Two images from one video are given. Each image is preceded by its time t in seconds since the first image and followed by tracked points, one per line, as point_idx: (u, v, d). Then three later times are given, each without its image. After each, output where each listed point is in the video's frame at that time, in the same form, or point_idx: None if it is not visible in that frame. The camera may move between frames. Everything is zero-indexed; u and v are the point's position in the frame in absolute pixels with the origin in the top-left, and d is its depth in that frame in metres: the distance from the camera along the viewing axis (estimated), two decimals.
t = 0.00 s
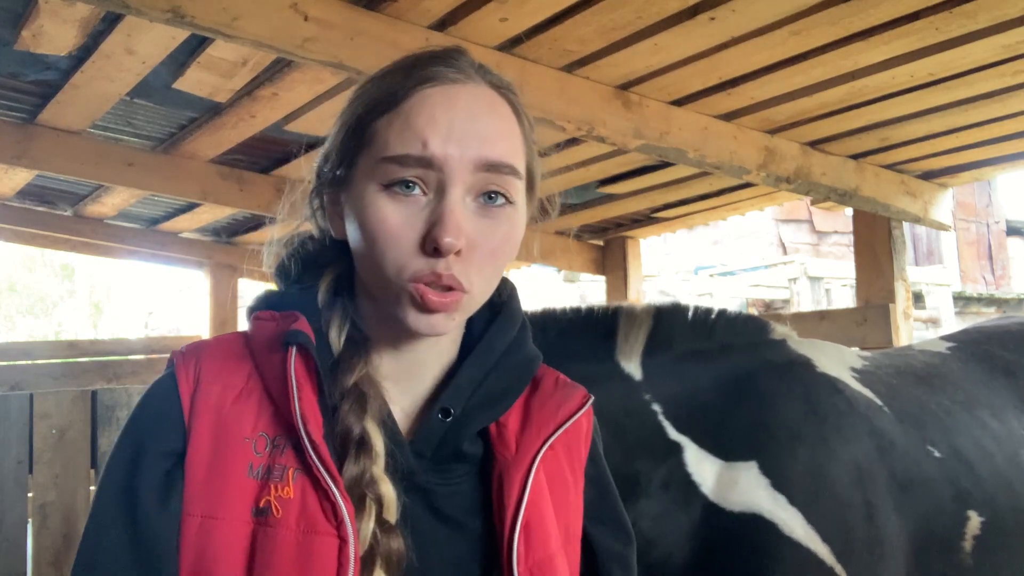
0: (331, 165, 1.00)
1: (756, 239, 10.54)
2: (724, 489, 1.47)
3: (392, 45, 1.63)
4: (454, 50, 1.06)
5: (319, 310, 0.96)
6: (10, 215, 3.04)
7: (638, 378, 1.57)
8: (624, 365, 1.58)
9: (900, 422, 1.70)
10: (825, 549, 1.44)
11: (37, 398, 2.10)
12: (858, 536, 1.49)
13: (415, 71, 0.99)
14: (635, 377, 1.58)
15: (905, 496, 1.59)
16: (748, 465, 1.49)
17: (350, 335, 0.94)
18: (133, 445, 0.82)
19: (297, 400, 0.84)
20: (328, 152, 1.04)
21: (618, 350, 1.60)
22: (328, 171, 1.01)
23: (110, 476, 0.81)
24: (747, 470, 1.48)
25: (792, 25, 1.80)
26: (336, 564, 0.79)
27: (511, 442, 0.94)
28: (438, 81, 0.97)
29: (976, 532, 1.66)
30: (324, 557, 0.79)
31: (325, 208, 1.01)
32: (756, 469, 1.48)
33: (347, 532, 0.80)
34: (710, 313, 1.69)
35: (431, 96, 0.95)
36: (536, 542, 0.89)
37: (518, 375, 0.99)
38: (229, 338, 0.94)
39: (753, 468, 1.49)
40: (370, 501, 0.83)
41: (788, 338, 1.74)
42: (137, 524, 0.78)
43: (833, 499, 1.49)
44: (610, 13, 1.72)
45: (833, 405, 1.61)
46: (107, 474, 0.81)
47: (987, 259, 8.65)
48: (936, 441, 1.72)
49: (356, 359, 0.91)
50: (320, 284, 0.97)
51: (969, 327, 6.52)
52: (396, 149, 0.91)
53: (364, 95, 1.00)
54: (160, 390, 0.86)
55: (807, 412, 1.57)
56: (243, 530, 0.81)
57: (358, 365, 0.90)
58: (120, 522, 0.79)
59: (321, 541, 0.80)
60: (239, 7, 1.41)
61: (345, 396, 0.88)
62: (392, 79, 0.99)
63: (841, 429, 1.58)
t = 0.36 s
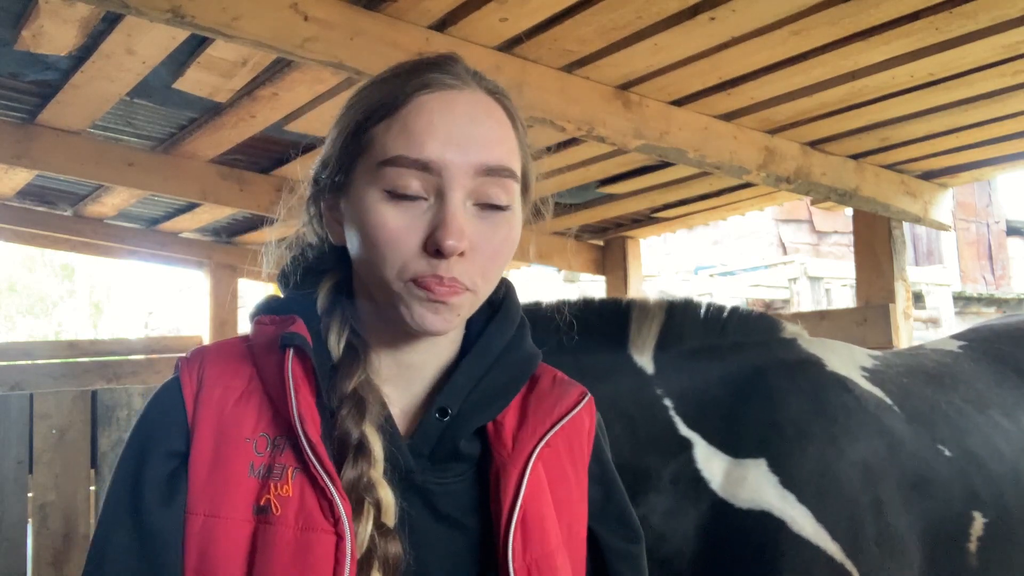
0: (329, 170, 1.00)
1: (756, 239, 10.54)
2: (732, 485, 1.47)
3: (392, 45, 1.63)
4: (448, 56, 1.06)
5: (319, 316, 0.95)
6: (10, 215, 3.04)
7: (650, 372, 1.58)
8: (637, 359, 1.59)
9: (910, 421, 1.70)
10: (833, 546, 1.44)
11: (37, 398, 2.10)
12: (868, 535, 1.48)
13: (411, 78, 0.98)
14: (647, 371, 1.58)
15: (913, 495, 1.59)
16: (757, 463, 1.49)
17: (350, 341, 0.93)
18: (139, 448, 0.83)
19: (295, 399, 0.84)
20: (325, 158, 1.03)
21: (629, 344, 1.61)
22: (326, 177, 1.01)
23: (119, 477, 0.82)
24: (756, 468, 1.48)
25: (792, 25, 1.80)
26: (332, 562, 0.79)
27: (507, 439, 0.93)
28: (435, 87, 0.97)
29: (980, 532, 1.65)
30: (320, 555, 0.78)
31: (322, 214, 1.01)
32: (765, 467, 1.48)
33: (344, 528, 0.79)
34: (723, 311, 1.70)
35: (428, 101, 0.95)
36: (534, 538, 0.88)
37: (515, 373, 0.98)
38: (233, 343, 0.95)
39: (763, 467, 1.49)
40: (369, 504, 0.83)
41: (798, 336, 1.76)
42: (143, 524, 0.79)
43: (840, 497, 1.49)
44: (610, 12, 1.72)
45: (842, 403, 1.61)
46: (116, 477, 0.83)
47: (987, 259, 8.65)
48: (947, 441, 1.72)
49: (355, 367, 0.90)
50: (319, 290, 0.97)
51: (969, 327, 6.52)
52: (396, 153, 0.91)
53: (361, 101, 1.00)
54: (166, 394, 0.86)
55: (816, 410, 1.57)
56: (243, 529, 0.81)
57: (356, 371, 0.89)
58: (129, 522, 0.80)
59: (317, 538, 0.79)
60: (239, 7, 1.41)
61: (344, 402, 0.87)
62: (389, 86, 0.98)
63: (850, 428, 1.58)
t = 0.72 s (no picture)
0: (326, 178, 1.00)
1: (756, 239, 10.55)
2: (733, 481, 1.47)
3: (392, 45, 1.64)
4: (435, 64, 1.07)
5: (320, 323, 0.94)
6: (10, 215, 3.04)
7: (663, 364, 1.58)
8: (650, 350, 1.59)
9: (911, 424, 1.70)
10: (832, 545, 1.44)
11: (37, 399, 2.10)
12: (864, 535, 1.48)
13: (405, 84, 0.99)
14: (660, 362, 1.58)
15: (913, 497, 1.59)
16: (759, 460, 1.49)
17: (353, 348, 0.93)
18: (146, 454, 0.82)
19: (302, 397, 0.84)
20: (319, 167, 1.03)
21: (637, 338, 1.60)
22: (323, 186, 1.00)
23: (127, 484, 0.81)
24: (758, 464, 1.49)
25: (792, 25, 1.80)
26: (348, 553, 0.79)
27: (508, 430, 0.94)
28: (429, 92, 0.98)
29: (984, 534, 1.67)
30: (337, 547, 0.79)
31: (318, 222, 1.01)
32: (767, 464, 1.48)
33: (359, 520, 0.80)
34: (731, 307, 1.68)
35: (423, 105, 0.95)
36: (540, 524, 0.89)
37: (511, 367, 0.98)
38: (233, 349, 0.94)
39: (765, 464, 1.49)
40: (382, 506, 0.82)
41: (803, 337, 1.75)
42: (154, 529, 0.78)
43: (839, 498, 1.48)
44: (610, 13, 1.72)
45: (843, 404, 1.61)
46: (123, 485, 0.81)
47: (988, 259, 8.66)
48: (950, 444, 1.72)
49: (362, 373, 0.89)
50: (317, 300, 0.96)
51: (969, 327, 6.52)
52: (399, 157, 0.91)
53: (355, 110, 1.00)
54: (170, 399, 0.86)
55: (816, 410, 1.56)
56: (257, 527, 0.81)
57: (363, 378, 0.89)
58: (139, 528, 0.79)
59: (332, 530, 0.80)
60: (239, 7, 1.41)
61: (353, 408, 0.87)
62: (383, 93, 0.99)
63: (850, 428, 1.58)
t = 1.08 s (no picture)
0: (326, 186, 0.99)
1: (756, 239, 10.55)
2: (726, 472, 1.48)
3: (392, 45, 1.64)
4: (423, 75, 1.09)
5: (326, 335, 0.94)
6: (10, 215, 3.04)
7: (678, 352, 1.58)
8: (667, 337, 1.58)
9: (910, 426, 1.70)
10: (821, 544, 1.44)
11: (37, 399, 2.10)
12: (857, 535, 1.49)
13: (398, 90, 1.00)
14: (675, 351, 1.58)
15: (908, 498, 1.60)
16: (756, 458, 1.49)
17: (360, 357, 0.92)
18: (154, 465, 0.83)
19: (310, 404, 0.84)
20: (315, 178, 1.03)
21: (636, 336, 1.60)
22: (324, 195, 1.00)
23: (136, 497, 0.82)
24: (754, 462, 1.49)
25: (792, 25, 1.80)
26: (360, 558, 0.79)
27: (512, 433, 0.94)
28: (424, 94, 0.99)
29: (982, 536, 1.68)
30: (348, 552, 0.79)
31: (319, 231, 1.00)
32: (763, 461, 1.49)
33: (369, 525, 0.80)
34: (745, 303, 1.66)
35: (418, 104, 0.97)
36: (547, 526, 0.89)
37: (511, 372, 0.98)
38: (237, 360, 0.94)
39: (762, 461, 1.49)
40: (392, 517, 0.82)
41: (807, 339, 1.74)
42: (163, 541, 0.79)
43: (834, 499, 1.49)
44: (610, 12, 1.72)
45: (842, 407, 1.62)
46: (132, 498, 0.82)
47: (987, 259, 8.66)
48: (947, 448, 1.72)
49: (371, 385, 0.89)
50: (322, 310, 0.96)
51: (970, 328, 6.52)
52: (403, 153, 0.92)
53: (351, 118, 1.01)
54: (178, 412, 0.86)
55: (810, 412, 1.57)
56: (268, 535, 0.81)
57: (371, 391, 0.89)
58: (149, 540, 0.79)
59: (343, 536, 0.79)
60: (239, 7, 1.41)
61: (362, 420, 0.86)
62: (377, 100, 1.00)
63: (848, 429, 1.59)
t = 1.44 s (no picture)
0: (321, 180, 1.00)
1: (756, 239, 10.56)
2: (723, 464, 1.51)
3: (392, 46, 1.64)
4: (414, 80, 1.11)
5: (321, 331, 0.93)
6: (10, 215, 3.04)
7: (693, 341, 1.62)
8: (682, 326, 1.63)
9: (902, 429, 1.71)
10: (815, 541, 1.43)
11: (37, 399, 2.09)
12: (847, 533, 1.47)
13: (391, 88, 1.02)
14: (689, 339, 1.62)
15: (900, 499, 1.59)
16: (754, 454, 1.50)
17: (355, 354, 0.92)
18: (152, 465, 0.83)
19: (303, 402, 0.84)
20: (310, 175, 1.03)
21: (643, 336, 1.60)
22: (319, 190, 1.01)
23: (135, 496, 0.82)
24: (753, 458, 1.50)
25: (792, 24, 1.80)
26: (349, 557, 0.79)
27: (510, 429, 0.93)
28: (417, 91, 1.01)
29: (975, 540, 1.66)
30: (337, 550, 0.79)
31: (313, 227, 1.01)
32: (761, 458, 1.50)
33: (359, 523, 0.79)
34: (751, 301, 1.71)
35: (411, 98, 0.99)
36: (544, 522, 0.89)
37: (511, 367, 0.98)
38: (235, 359, 0.94)
39: (759, 458, 1.50)
40: (383, 512, 0.82)
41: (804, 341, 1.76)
42: (160, 539, 0.79)
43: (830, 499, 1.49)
44: (610, 12, 1.72)
45: (837, 409, 1.63)
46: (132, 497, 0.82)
47: (987, 259, 8.67)
48: (939, 450, 1.72)
49: (363, 379, 0.89)
50: (317, 307, 0.95)
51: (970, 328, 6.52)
52: (399, 142, 0.93)
53: (344, 115, 1.02)
54: (176, 412, 0.86)
55: (802, 411, 1.58)
56: (262, 533, 0.81)
57: (364, 384, 0.88)
58: (147, 539, 0.80)
59: (333, 534, 0.79)
60: (238, 8, 1.41)
61: (353, 415, 0.86)
62: (370, 96, 1.02)
63: (841, 430, 1.59)
